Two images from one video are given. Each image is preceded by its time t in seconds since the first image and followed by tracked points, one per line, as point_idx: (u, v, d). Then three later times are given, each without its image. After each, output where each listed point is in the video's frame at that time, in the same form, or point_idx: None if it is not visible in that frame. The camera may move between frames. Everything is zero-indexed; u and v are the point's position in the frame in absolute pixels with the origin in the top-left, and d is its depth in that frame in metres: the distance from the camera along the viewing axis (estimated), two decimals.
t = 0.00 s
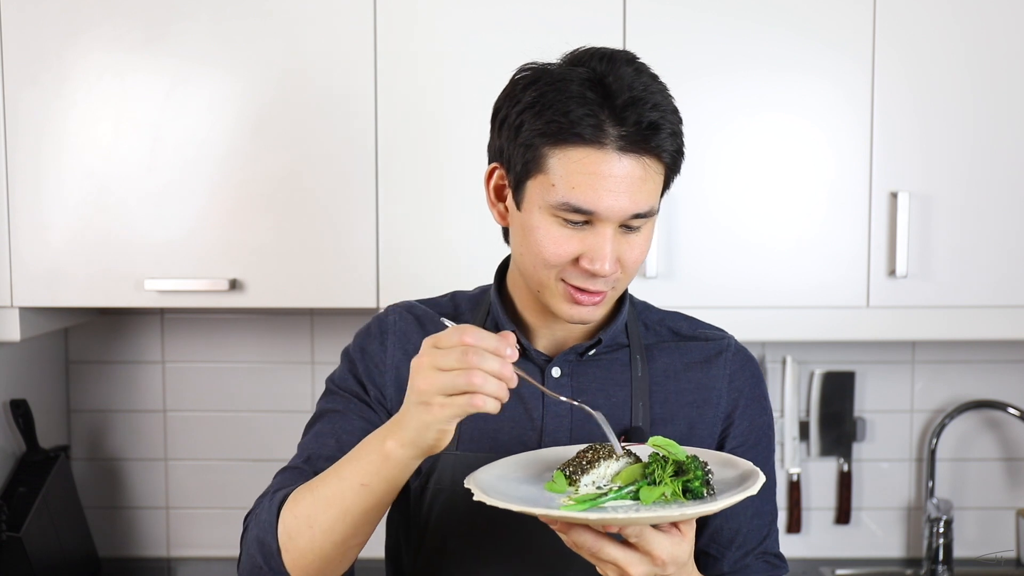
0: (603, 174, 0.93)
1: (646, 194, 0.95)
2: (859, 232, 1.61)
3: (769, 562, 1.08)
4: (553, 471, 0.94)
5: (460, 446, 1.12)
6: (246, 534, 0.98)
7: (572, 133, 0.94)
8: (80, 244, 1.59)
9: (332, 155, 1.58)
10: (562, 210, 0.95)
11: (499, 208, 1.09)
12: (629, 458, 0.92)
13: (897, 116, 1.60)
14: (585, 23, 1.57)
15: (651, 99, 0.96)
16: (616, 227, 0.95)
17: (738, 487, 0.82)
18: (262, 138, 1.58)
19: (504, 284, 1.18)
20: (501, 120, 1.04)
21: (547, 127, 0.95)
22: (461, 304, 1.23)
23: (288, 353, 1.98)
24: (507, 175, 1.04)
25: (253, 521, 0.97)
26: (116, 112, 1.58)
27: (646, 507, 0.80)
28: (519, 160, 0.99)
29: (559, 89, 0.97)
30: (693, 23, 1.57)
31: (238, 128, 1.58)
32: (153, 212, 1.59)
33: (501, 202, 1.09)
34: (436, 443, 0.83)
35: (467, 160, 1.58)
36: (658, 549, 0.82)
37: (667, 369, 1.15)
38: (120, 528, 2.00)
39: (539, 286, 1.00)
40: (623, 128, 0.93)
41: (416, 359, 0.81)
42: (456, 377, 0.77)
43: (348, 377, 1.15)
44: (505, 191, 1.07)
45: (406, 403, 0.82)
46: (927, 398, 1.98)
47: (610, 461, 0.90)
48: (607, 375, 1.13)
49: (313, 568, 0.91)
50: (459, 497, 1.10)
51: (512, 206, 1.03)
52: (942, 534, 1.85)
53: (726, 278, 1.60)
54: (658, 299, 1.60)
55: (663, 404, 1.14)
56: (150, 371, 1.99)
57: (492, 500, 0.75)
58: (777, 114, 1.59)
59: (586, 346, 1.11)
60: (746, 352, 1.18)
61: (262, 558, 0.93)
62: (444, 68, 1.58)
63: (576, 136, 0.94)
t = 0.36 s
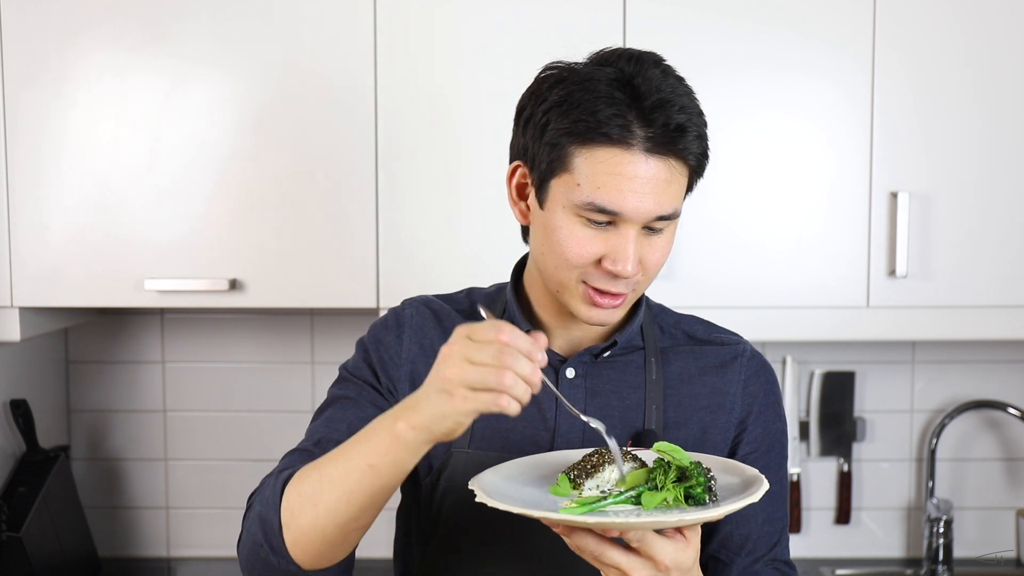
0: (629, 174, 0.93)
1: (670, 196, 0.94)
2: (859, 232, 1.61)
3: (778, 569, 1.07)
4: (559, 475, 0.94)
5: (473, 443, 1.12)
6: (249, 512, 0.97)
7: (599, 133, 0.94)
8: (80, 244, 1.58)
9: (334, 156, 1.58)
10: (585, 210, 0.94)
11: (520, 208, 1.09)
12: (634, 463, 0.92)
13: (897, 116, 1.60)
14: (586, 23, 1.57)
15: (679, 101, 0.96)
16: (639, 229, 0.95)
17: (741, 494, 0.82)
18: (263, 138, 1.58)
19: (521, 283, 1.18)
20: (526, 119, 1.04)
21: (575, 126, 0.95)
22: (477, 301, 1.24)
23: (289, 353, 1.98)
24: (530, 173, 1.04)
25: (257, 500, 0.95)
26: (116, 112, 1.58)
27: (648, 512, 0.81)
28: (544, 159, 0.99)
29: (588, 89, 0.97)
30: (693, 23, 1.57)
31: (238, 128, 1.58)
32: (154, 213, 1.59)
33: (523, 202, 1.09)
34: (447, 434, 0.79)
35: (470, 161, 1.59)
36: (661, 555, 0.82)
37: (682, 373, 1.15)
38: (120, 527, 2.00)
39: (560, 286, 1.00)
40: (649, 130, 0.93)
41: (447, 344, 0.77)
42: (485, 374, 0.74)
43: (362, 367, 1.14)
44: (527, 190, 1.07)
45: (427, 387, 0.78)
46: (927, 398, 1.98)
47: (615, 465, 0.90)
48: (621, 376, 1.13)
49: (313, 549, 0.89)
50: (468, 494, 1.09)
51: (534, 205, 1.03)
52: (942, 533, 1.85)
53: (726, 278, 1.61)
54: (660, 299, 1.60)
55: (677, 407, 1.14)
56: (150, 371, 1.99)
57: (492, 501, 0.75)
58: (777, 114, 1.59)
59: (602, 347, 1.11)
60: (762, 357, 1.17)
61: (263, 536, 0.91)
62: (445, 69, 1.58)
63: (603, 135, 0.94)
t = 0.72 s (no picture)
0: (647, 173, 0.93)
1: (687, 196, 0.95)
2: (859, 233, 1.61)
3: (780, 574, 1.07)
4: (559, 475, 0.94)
5: (476, 443, 1.13)
6: (244, 489, 0.94)
7: (618, 129, 0.94)
8: (81, 244, 1.58)
9: (334, 156, 1.58)
10: (602, 207, 0.94)
11: (532, 205, 1.09)
12: (635, 465, 0.92)
13: (897, 116, 1.60)
14: (587, 23, 1.57)
15: (698, 101, 0.96)
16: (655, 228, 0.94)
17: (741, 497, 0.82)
18: (263, 139, 1.58)
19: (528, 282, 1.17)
20: (544, 117, 1.04)
21: (595, 123, 0.95)
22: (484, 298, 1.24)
23: (289, 353, 1.98)
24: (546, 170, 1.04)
25: (253, 475, 0.93)
26: (116, 112, 1.58)
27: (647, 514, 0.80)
28: (562, 156, 0.98)
29: (608, 87, 0.97)
30: (694, 23, 1.57)
31: (239, 129, 1.58)
32: (154, 213, 1.59)
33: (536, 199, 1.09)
34: (451, 414, 0.80)
35: (471, 162, 1.59)
36: (661, 558, 0.82)
37: (687, 376, 1.15)
38: (120, 527, 2.00)
39: (572, 284, 0.99)
40: (669, 128, 0.93)
41: (466, 323, 0.77)
42: (505, 358, 0.75)
43: (368, 357, 1.14)
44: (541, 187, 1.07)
45: (440, 364, 0.78)
46: (927, 398, 1.98)
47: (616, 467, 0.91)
48: (626, 378, 1.13)
49: (306, 526, 0.87)
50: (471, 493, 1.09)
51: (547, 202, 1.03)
52: (942, 533, 1.85)
53: (725, 278, 1.61)
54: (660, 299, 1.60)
55: (682, 410, 1.13)
56: (150, 370, 1.98)
57: (492, 502, 0.75)
58: (777, 114, 1.59)
59: (608, 348, 1.12)
60: (767, 361, 1.17)
61: (257, 512, 0.89)
62: (445, 69, 1.58)
63: (623, 132, 0.94)
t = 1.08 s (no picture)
0: (632, 173, 0.93)
1: (673, 195, 0.94)
2: (859, 232, 1.61)
3: None
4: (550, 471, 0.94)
5: (473, 443, 1.12)
6: (250, 485, 0.94)
7: (601, 129, 0.94)
8: (81, 244, 1.59)
9: (333, 157, 1.58)
10: (587, 208, 0.94)
11: (523, 206, 1.09)
12: (628, 463, 0.92)
13: (897, 116, 1.60)
14: (586, 23, 1.57)
15: (683, 100, 0.96)
16: (641, 229, 0.94)
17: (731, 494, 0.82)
18: (262, 139, 1.58)
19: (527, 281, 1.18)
20: (531, 117, 1.04)
21: (579, 123, 0.95)
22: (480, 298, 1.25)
23: (289, 353, 1.98)
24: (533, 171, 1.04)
25: (262, 471, 0.92)
26: (116, 112, 1.58)
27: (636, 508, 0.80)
28: (548, 157, 0.98)
29: (593, 87, 0.97)
30: (693, 23, 1.57)
31: (238, 129, 1.58)
32: (154, 213, 1.59)
33: (526, 200, 1.09)
34: (473, 419, 0.80)
35: (470, 163, 1.59)
36: (651, 556, 0.82)
37: (683, 377, 1.15)
38: (121, 527, 2.00)
39: (562, 285, 0.99)
40: (653, 127, 0.93)
41: (491, 328, 0.79)
42: (533, 358, 0.76)
43: (370, 352, 1.13)
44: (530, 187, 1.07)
45: (464, 367, 0.79)
46: (927, 398, 1.98)
47: (607, 465, 0.91)
48: (622, 378, 1.13)
49: (316, 524, 0.87)
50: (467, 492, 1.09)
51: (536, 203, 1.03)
52: (942, 534, 1.85)
53: (725, 278, 1.61)
54: (659, 299, 1.60)
55: (679, 411, 1.13)
56: (150, 370, 1.99)
57: (479, 492, 0.76)
58: (777, 114, 1.59)
59: (603, 349, 1.13)
60: (764, 362, 1.17)
61: (265, 507, 0.88)
62: (444, 69, 1.58)
63: (606, 133, 0.94)
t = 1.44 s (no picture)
0: (629, 173, 0.93)
1: (670, 196, 0.94)
2: (859, 233, 1.61)
3: None
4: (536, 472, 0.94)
5: (468, 442, 1.12)
6: (242, 466, 0.93)
7: (600, 129, 0.94)
8: (80, 244, 1.59)
9: (332, 157, 1.58)
10: (584, 208, 0.94)
11: (520, 206, 1.09)
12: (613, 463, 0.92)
13: (897, 116, 1.60)
14: (586, 23, 1.57)
15: (681, 100, 0.96)
16: (638, 230, 0.94)
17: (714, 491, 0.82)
18: (261, 139, 1.58)
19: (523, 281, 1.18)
20: (529, 117, 1.04)
21: (576, 123, 0.95)
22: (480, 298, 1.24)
23: (289, 354, 1.98)
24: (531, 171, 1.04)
25: (254, 452, 0.92)
26: (116, 112, 1.58)
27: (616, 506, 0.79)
28: (545, 157, 0.98)
29: (591, 87, 0.97)
30: (694, 23, 1.57)
31: (237, 129, 1.58)
32: (153, 213, 1.59)
33: (523, 200, 1.09)
34: (467, 411, 0.81)
35: (469, 164, 1.59)
36: (636, 555, 0.82)
37: (680, 378, 1.15)
38: (120, 527, 2.00)
39: (558, 285, 0.99)
40: (651, 128, 0.93)
41: (497, 320, 0.79)
42: (535, 356, 0.76)
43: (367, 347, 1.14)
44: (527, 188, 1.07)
45: (465, 357, 0.80)
46: (927, 398, 1.98)
47: (592, 465, 0.90)
48: (618, 379, 1.13)
49: (304, 507, 0.86)
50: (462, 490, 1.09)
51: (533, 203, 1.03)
52: (942, 533, 1.85)
53: (725, 278, 1.61)
54: (658, 299, 1.61)
55: (674, 412, 1.13)
56: (150, 370, 1.99)
57: (463, 493, 0.76)
58: (777, 114, 1.59)
59: (598, 349, 1.13)
60: (761, 364, 1.17)
61: (255, 490, 0.88)
62: (444, 69, 1.58)
63: (604, 133, 0.94)
